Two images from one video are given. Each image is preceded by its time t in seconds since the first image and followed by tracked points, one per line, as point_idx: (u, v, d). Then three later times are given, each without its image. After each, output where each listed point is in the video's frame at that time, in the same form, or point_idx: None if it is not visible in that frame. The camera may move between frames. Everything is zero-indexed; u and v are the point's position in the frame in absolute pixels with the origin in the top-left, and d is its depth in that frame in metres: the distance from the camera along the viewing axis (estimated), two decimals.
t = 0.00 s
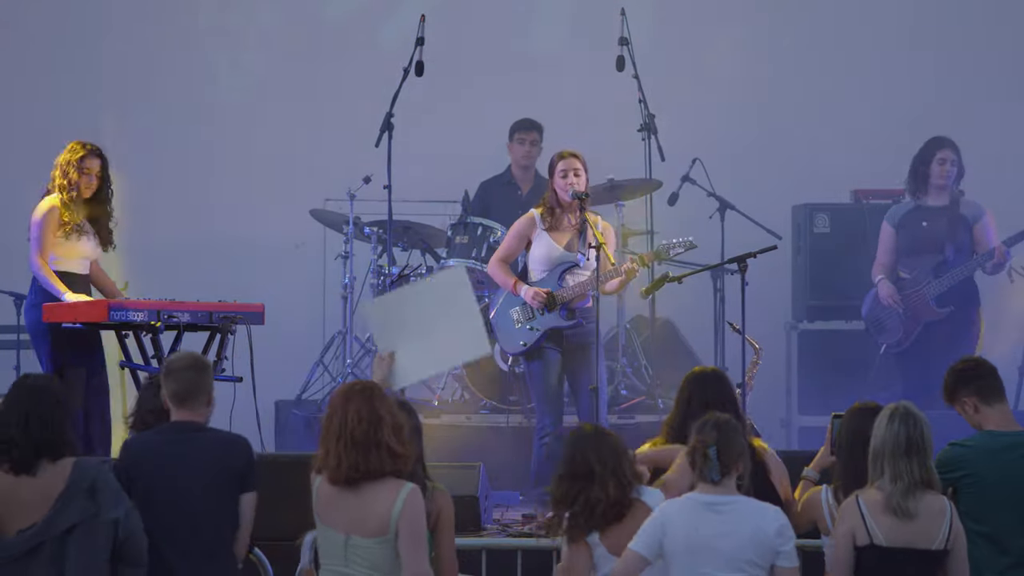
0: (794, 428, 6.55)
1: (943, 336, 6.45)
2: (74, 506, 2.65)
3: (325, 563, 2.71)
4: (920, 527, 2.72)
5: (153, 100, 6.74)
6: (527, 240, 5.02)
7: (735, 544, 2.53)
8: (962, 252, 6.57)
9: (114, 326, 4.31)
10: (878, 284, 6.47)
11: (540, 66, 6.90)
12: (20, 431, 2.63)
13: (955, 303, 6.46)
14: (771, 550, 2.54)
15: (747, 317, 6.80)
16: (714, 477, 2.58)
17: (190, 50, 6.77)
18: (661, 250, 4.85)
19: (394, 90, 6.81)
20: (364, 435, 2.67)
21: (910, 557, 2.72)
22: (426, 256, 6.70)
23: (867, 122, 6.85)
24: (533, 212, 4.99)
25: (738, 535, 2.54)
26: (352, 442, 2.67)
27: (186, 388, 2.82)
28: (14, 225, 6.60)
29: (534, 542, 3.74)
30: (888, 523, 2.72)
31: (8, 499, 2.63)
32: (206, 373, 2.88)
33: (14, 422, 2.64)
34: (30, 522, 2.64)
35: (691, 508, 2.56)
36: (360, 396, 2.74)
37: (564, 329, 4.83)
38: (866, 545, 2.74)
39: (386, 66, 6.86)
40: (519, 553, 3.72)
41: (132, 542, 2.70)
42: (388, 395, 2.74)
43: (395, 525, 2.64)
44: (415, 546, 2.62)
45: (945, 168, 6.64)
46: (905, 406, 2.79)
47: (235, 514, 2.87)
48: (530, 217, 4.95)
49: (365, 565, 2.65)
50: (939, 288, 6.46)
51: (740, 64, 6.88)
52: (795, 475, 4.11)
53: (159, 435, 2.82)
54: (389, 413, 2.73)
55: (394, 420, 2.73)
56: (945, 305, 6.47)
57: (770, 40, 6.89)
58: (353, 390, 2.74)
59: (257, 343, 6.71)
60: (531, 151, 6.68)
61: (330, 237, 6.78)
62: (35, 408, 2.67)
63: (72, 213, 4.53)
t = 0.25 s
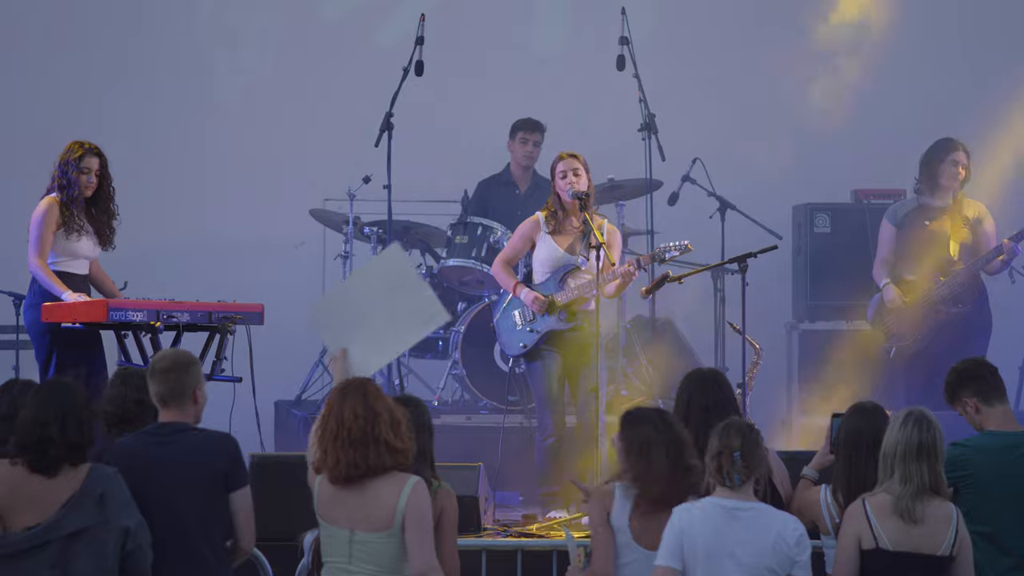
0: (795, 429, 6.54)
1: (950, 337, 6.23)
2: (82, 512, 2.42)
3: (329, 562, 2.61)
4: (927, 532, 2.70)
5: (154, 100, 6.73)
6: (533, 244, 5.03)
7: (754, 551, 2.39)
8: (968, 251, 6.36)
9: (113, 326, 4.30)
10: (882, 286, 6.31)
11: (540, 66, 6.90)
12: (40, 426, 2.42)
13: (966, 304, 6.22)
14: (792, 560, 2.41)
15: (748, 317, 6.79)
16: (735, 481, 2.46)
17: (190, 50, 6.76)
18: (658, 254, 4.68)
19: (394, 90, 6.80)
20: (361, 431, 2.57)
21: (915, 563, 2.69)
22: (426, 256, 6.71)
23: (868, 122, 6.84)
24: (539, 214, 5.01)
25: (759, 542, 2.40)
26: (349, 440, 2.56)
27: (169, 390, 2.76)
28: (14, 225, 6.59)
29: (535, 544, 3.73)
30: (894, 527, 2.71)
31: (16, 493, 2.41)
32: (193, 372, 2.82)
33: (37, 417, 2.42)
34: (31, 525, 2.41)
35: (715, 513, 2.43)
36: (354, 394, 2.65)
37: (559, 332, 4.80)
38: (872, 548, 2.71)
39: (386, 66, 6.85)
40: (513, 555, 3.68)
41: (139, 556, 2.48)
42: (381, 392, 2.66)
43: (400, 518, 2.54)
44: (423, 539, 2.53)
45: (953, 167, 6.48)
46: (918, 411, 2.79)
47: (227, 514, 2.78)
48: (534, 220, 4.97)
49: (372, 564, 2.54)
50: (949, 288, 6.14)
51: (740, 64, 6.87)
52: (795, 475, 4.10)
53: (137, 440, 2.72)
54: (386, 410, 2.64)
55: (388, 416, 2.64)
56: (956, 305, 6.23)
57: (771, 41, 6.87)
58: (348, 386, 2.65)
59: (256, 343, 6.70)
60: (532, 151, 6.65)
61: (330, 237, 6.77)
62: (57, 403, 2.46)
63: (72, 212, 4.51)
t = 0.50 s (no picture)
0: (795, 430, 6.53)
1: (956, 339, 6.42)
2: (86, 512, 2.59)
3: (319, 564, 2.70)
4: (930, 532, 2.72)
5: (153, 100, 6.73)
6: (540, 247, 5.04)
7: (757, 553, 2.51)
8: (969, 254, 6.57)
9: (112, 326, 4.28)
10: (890, 289, 6.42)
11: (540, 65, 6.88)
12: (54, 427, 2.58)
13: (970, 306, 6.44)
14: (796, 563, 2.51)
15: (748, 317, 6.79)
16: (744, 482, 2.56)
17: (190, 50, 6.75)
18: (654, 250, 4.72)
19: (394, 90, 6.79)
20: (346, 434, 2.67)
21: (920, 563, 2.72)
22: (426, 256, 6.72)
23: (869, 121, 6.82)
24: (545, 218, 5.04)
25: (765, 544, 2.51)
26: (335, 442, 2.66)
27: (153, 387, 2.84)
28: (13, 225, 6.59)
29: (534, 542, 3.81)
30: (898, 527, 2.73)
31: (27, 489, 2.59)
32: (177, 369, 2.88)
33: (51, 416, 2.60)
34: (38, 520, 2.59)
35: (722, 514, 2.55)
36: (338, 396, 2.75)
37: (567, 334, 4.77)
38: (876, 549, 2.74)
39: (386, 66, 6.84)
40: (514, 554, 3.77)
41: (137, 558, 2.62)
42: (363, 393, 2.75)
43: (397, 517, 2.66)
44: (416, 536, 2.66)
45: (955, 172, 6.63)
46: (921, 411, 2.79)
47: (208, 512, 2.86)
48: (540, 224, 4.99)
49: (365, 562, 2.66)
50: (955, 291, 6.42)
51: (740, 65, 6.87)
52: (795, 475, 4.09)
53: (129, 436, 2.83)
54: (368, 410, 2.74)
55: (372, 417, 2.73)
56: (960, 307, 6.43)
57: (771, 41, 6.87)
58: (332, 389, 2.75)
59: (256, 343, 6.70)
60: (530, 151, 6.75)
61: (330, 237, 6.75)
62: (73, 405, 2.63)
63: (72, 212, 4.51)
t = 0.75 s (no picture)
0: (796, 431, 6.52)
1: (953, 339, 6.23)
2: (80, 517, 2.57)
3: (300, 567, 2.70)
4: (937, 532, 2.72)
5: (153, 100, 6.71)
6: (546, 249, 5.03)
7: (744, 549, 2.60)
8: (970, 253, 6.39)
9: (111, 326, 4.28)
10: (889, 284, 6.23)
11: (540, 65, 6.87)
12: (49, 429, 2.58)
13: (969, 303, 6.24)
14: (784, 557, 2.62)
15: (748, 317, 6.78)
16: (731, 480, 2.66)
17: (190, 50, 6.74)
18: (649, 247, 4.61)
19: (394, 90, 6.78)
20: (322, 436, 2.69)
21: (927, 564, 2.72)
22: (426, 255, 6.71)
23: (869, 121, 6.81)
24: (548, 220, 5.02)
25: (752, 538, 2.61)
26: (311, 444, 2.68)
27: (144, 388, 2.87)
28: (13, 225, 6.58)
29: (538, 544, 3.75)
30: (907, 528, 2.72)
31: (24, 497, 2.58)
32: (168, 370, 2.91)
33: (46, 418, 2.59)
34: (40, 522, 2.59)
35: (708, 512, 2.63)
36: (320, 398, 2.77)
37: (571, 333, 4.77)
38: (885, 551, 2.72)
39: (386, 65, 6.83)
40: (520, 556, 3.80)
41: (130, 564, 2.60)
42: (346, 396, 2.77)
43: (385, 521, 2.68)
44: (404, 539, 2.69)
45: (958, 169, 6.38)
46: (921, 410, 2.79)
47: (195, 513, 2.85)
48: (544, 226, 4.98)
49: (351, 564, 2.67)
50: (955, 290, 6.15)
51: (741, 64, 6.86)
52: (796, 476, 4.08)
53: (121, 436, 2.84)
54: (348, 413, 2.75)
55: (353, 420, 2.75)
56: (959, 305, 6.23)
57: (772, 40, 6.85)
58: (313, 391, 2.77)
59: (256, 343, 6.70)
60: (533, 150, 6.73)
61: (330, 237, 6.77)
62: (68, 408, 2.61)
63: (69, 214, 4.50)
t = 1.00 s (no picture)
0: (796, 431, 6.51)
1: (947, 339, 6.25)
2: (71, 508, 2.57)
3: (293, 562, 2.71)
4: (947, 535, 2.72)
5: (153, 100, 6.70)
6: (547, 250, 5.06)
7: (717, 547, 2.63)
8: (965, 254, 6.40)
9: (110, 326, 4.27)
10: (883, 281, 6.32)
11: (541, 65, 6.86)
12: (21, 430, 2.53)
13: (960, 305, 6.27)
14: (757, 551, 2.63)
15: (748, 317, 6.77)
16: (711, 479, 2.68)
17: (190, 50, 6.73)
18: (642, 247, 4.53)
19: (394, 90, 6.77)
20: (323, 434, 2.67)
21: (937, 566, 2.71)
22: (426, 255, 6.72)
23: (870, 121, 6.80)
24: (548, 221, 5.03)
25: (727, 534, 2.63)
26: (312, 441, 2.67)
27: (136, 388, 2.89)
28: (12, 225, 6.57)
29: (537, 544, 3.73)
30: (919, 530, 2.71)
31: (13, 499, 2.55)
32: (161, 371, 2.93)
33: (17, 418, 2.54)
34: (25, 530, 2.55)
35: (682, 513, 2.67)
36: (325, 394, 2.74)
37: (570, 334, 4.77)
38: (897, 553, 2.71)
39: (387, 65, 6.82)
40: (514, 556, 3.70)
41: (124, 553, 2.62)
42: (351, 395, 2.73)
43: (376, 523, 2.66)
44: (390, 542, 2.64)
45: (953, 168, 6.46)
46: (927, 412, 2.79)
47: (190, 513, 2.85)
48: (544, 227, 5.02)
49: (338, 562, 2.66)
50: (945, 289, 6.21)
51: (742, 64, 6.85)
52: (795, 476, 4.06)
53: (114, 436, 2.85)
54: (350, 412, 2.72)
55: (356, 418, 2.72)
56: (951, 306, 6.27)
57: (773, 40, 6.83)
58: (323, 386, 2.74)
59: (255, 343, 6.70)
60: (533, 150, 6.58)
61: (329, 237, 6.78)
62: (39, 405, 2.56)
63: (70, 213, 4.49)
